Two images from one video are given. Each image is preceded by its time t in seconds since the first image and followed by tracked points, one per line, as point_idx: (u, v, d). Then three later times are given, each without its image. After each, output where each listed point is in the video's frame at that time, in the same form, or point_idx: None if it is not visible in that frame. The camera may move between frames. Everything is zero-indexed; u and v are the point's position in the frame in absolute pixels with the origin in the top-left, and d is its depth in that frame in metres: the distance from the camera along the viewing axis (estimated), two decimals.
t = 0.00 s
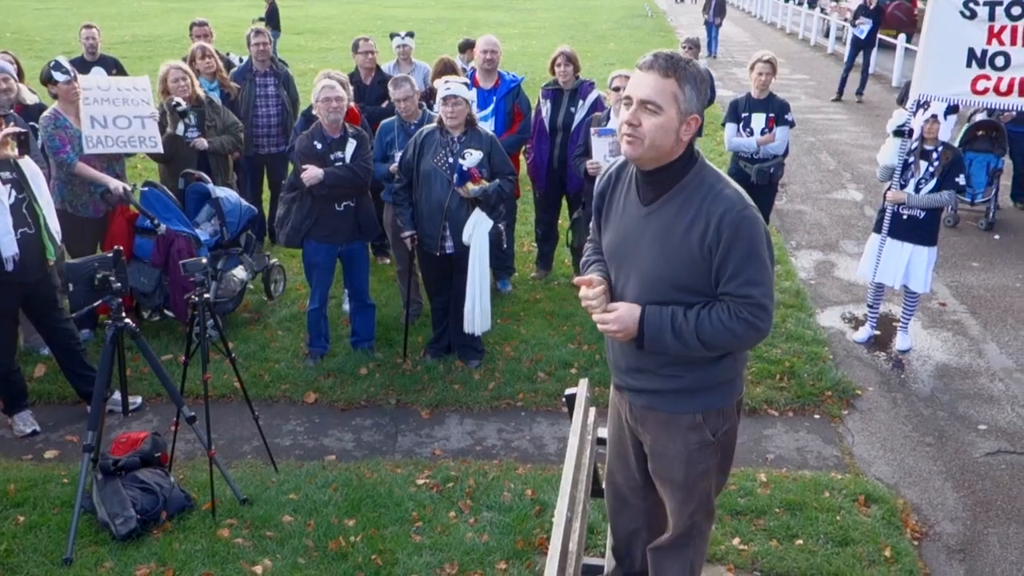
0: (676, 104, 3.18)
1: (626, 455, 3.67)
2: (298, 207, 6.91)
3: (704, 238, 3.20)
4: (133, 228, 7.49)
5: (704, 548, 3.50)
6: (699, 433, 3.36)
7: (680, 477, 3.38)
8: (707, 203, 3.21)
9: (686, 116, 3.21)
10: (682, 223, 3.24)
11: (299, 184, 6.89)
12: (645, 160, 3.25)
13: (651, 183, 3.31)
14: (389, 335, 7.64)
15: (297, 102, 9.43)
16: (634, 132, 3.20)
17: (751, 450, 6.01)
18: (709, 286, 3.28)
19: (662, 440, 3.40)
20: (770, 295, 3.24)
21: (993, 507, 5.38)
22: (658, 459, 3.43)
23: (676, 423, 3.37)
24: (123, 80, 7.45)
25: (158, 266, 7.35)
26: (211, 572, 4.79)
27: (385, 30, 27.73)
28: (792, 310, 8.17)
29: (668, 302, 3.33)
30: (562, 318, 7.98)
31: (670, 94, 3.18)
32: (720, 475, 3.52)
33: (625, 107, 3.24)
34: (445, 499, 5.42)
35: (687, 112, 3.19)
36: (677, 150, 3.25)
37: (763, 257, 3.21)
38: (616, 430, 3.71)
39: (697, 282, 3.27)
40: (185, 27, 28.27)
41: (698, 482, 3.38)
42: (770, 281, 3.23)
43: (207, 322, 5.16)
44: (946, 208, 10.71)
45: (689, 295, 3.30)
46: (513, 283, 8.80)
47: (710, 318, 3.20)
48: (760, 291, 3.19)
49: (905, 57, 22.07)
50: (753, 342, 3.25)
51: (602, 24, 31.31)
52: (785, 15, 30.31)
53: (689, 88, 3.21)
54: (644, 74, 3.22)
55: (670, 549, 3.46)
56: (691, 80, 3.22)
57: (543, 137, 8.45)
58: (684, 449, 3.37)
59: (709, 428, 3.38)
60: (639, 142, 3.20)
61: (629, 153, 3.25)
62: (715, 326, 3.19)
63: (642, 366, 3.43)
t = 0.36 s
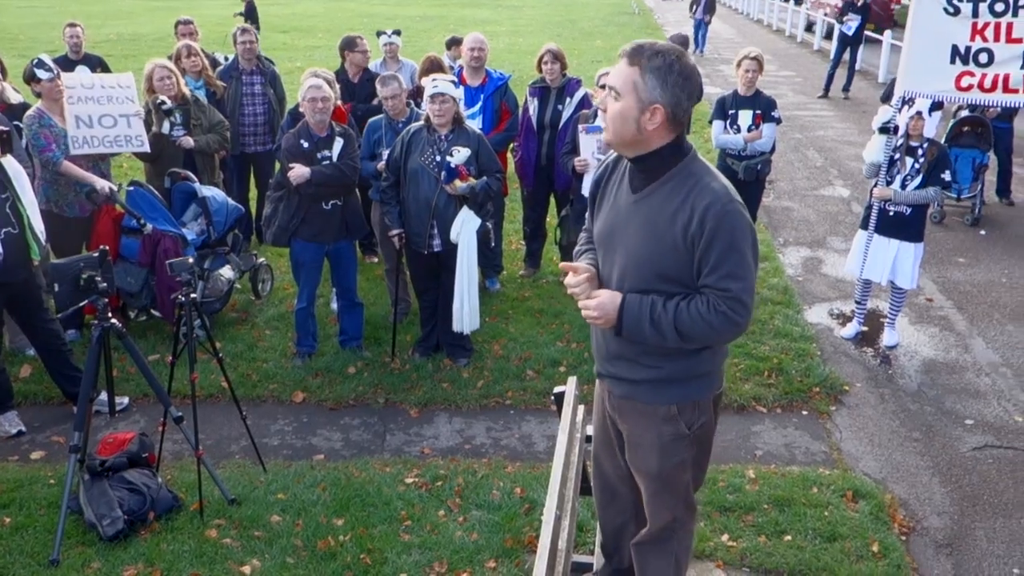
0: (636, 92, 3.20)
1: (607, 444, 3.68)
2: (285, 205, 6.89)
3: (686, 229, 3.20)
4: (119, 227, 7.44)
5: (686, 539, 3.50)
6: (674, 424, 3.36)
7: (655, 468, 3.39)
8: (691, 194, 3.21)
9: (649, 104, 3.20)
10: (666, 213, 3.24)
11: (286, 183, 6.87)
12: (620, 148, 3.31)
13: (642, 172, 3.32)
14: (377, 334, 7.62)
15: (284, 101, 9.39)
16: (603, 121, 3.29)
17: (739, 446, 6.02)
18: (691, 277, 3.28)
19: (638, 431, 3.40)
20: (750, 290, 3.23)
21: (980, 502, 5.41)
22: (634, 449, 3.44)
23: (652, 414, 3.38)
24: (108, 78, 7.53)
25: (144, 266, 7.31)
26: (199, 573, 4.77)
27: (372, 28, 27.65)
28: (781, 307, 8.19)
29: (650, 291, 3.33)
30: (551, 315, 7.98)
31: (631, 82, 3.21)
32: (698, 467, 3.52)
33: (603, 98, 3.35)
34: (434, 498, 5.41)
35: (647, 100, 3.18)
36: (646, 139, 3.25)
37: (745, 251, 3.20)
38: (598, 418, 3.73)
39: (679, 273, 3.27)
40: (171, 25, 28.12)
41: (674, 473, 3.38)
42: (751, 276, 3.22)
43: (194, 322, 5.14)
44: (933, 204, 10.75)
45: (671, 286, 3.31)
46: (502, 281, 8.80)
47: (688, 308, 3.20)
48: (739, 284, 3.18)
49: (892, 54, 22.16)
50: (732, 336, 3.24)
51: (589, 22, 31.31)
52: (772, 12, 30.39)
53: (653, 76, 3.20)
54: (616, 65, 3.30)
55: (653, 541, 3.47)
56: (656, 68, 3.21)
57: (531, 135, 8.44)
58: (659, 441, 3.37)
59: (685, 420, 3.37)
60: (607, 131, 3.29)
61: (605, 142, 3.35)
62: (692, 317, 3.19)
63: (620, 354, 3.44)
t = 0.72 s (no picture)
0: (600, 81, 3.30)
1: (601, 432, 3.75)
2: (275, 205, 6.88)
3: (639, 215, 3.24)
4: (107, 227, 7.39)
5: (650, 532, 3.49)
6: (631, 410, 3.39)
7: (614, 451, 3.45)
8: (647, 181, 3.24)
9: (611, 92, 3.27)
10: (626, 200, 3.30)
11: (276, 183, 6.85)
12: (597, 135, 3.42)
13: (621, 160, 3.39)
14: (367, 334, 7.61)
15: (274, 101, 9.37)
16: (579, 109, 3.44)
17: (729, 446, 6.04)
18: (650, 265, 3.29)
19: (602, 412, 3.49)
20: (699, 278, 3.18)
21: (969, 500, 5.44)
22: (602, 429, 3.52)
23: (613, 397, 3.43)
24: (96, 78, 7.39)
25: (133, 266, 7.28)
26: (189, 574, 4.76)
27: (361, 28, 27.60)
28: (770, 306, 8.21)
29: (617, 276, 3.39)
30: (541, 315, 7.98)
31: (597, 72, 3.31)
32: (668, 464, 3.45)
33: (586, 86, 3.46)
34: (425, 498, 5.40)
35: (608, 89, 3.26)
36: (614, 126, 3.33)
37: (694, 239, 3.16)
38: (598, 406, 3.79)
39: (638, 259, 3.30)
40: (159, 24, 28.00)
41: (630, 460, 3.41)
42: (701, 265, 3.17)
43: (183, 322, 5.12)
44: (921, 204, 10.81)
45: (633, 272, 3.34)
46: (492, 281, 8.80)
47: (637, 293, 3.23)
48: (684, 272, 3.15)
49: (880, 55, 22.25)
50: (681, 323, 3.21)
51: (579, 22, 31.33)
52: (761, 12, 30.48)
53: (616, 65, 3.27)
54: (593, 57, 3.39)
55: (623, 535, 3.49)
56: (620, 57, 3.27)
57: (521, 133, 8.42)
58: (617, 424, 3.43)
59: (642, 409, 3.37)
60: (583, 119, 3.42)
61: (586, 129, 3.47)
62: (640, 302, 3.21)
63: (594, 335, 3.53)
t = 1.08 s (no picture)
0: (646, 82, 3.23)
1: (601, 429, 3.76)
2: (282, 206, 6.87)
3: (637, 201, 3.25)
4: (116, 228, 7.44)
5: (630, 532, 3.49)
6: (618, 406, 3.38)
7: (599, 444, 3.47)
8: (650, 170, 3.24)
9: (658, 94, 3.25)
10: (628, 188, 3.31)
11: (283, 183, 6.85)
12: (622, 136, 3.31)
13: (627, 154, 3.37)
14: (374, 335, 7.61)
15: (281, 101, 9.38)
16: (611, 109, 3.27)
17: (737, 447, 6.02)
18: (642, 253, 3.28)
19: (595, 404, 3.49)
20: (684, 265, 3.13)
21: (979, 503, 5.41)
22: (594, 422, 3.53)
23: (606, 391, 3.43)
24: (104, 79, 7.41)
25: (141, 267, 7.31)
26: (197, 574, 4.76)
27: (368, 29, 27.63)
28: (778, 307, 8.19)
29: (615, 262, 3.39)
30: (548, 316, 7.97)
31: (641, 73, 3.23)
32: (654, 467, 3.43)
33: (601, 87, 3.31)
34: (432, 499, 5.40)
35: (658, 90, 3.24)
36: (649, 127, 3.30)
37: (689, 228, 3.14)
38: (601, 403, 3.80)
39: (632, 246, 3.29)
40: (168, 26, 28.08)
41: (614, 457, 3.41)
42: (689, 253, 3.13)
43: (191, 323, 5.12)
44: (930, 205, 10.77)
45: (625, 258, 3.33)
46: (499, 281, 8.79)
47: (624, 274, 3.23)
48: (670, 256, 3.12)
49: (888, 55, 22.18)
50: (662, 309, 3.17)
51: (585, 22, 31.30)
52: (768, 13, 30.42)
53: (659, 67, 3.25)
54: (617, 58, 3.28)
55: (606, 534, 3.52)
56: (660, 60, 3.26)
57: (527, 136, 8.43)
58: (604, 418, 3.43)
59: (631, 406, 3.36)
60: (616, 119, 3.27)
61: (606, 130, 3.31)
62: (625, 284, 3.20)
63: (592, 327, 3.53)
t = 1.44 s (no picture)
0: (656, 82, 3.23)
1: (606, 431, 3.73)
2: (290, 207, 6.90)
3: (661, 201, 3.24)
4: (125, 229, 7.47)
5: (652, 532, 3.48)
6: (645, 405, 3.38)
7: (623, 445, 3.44)
8: (671, 171, 3.24)
9: (667, 94, 3.25)
10: (647, 188, 3.30)
11: (292, 184, 6.88)
12: (629, 135, 3.31)
13: (635, 155, 3.37)
14: (382, 336, 7.63)
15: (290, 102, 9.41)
16: (618, 107, 3.26)
17: (744, 449, 6.01)
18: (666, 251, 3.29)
19: (613, 407, 3.47)
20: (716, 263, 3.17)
21: (987, 505, 5.39)
22: (612, 425, 3.50)
23: (627, 391, 3.41)
24: (114, 80, 7.47)
25: (150, 268, 7.33)
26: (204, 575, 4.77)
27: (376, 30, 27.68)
28: (786, 309, 8.17)
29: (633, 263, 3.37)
30: (555, 318, 7.97)
31: (651, 73, 3.23)
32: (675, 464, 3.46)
33: (610, 85, 3.30)
34: (439, 500, 5.41)
35: (667, 91, 3.24)
36: (656, 127, 3.30)
37: (718, 226, 3.17)
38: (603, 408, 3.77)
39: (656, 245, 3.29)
40: (177, 27, 28.19)
41: (640, 457, 3.40)
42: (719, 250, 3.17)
43: (200, 324, 5.14)
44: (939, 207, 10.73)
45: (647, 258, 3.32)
46: (506, 283, 8.80)
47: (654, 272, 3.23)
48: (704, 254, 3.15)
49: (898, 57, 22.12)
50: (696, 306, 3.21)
51: (593, 24, 31.29)
52: (777, 14, 30.36)
53: (670, 68, 3.25)
54: (628, 57, 3.28)
55: (627, 536, 3.48)
56: (671, 61, 3.27)
57: (536, 137, 8.46)
58: (628, 417, 3.41)
59: (657, 404, 3.37)
60: (624, 117, 3.26)
61: (613, 128, 3.30)
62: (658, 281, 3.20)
63: (608, 329, 3.49)
